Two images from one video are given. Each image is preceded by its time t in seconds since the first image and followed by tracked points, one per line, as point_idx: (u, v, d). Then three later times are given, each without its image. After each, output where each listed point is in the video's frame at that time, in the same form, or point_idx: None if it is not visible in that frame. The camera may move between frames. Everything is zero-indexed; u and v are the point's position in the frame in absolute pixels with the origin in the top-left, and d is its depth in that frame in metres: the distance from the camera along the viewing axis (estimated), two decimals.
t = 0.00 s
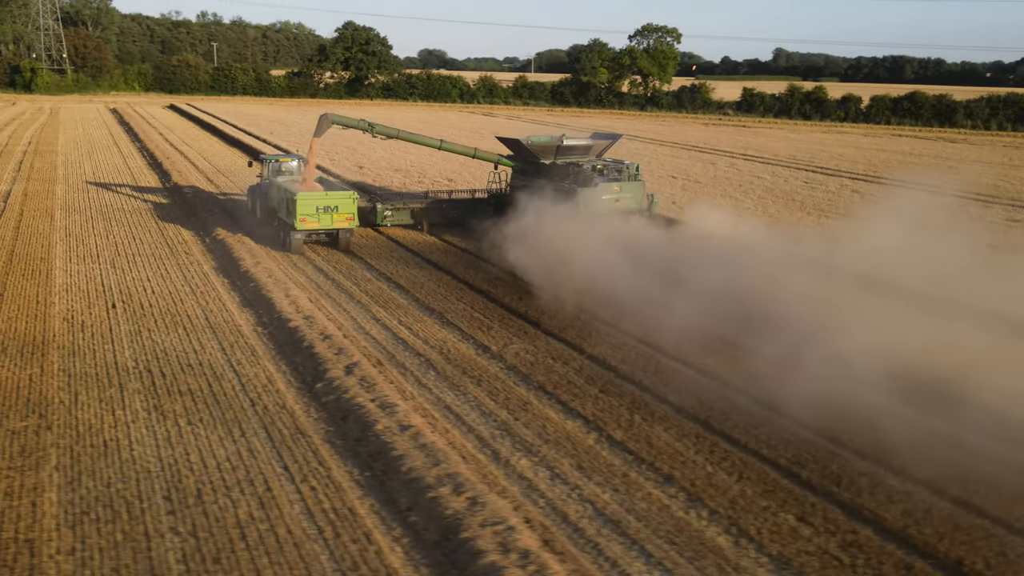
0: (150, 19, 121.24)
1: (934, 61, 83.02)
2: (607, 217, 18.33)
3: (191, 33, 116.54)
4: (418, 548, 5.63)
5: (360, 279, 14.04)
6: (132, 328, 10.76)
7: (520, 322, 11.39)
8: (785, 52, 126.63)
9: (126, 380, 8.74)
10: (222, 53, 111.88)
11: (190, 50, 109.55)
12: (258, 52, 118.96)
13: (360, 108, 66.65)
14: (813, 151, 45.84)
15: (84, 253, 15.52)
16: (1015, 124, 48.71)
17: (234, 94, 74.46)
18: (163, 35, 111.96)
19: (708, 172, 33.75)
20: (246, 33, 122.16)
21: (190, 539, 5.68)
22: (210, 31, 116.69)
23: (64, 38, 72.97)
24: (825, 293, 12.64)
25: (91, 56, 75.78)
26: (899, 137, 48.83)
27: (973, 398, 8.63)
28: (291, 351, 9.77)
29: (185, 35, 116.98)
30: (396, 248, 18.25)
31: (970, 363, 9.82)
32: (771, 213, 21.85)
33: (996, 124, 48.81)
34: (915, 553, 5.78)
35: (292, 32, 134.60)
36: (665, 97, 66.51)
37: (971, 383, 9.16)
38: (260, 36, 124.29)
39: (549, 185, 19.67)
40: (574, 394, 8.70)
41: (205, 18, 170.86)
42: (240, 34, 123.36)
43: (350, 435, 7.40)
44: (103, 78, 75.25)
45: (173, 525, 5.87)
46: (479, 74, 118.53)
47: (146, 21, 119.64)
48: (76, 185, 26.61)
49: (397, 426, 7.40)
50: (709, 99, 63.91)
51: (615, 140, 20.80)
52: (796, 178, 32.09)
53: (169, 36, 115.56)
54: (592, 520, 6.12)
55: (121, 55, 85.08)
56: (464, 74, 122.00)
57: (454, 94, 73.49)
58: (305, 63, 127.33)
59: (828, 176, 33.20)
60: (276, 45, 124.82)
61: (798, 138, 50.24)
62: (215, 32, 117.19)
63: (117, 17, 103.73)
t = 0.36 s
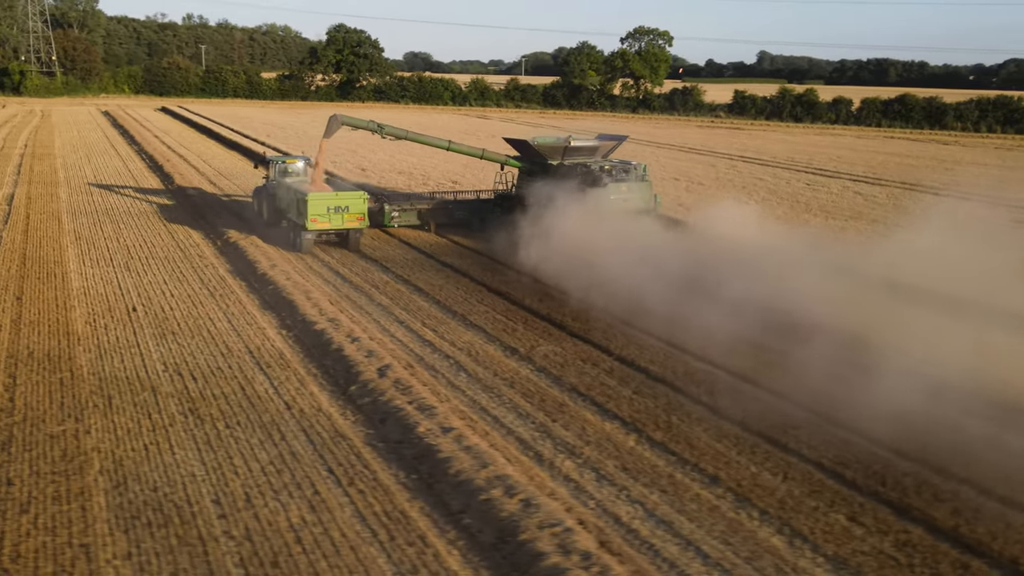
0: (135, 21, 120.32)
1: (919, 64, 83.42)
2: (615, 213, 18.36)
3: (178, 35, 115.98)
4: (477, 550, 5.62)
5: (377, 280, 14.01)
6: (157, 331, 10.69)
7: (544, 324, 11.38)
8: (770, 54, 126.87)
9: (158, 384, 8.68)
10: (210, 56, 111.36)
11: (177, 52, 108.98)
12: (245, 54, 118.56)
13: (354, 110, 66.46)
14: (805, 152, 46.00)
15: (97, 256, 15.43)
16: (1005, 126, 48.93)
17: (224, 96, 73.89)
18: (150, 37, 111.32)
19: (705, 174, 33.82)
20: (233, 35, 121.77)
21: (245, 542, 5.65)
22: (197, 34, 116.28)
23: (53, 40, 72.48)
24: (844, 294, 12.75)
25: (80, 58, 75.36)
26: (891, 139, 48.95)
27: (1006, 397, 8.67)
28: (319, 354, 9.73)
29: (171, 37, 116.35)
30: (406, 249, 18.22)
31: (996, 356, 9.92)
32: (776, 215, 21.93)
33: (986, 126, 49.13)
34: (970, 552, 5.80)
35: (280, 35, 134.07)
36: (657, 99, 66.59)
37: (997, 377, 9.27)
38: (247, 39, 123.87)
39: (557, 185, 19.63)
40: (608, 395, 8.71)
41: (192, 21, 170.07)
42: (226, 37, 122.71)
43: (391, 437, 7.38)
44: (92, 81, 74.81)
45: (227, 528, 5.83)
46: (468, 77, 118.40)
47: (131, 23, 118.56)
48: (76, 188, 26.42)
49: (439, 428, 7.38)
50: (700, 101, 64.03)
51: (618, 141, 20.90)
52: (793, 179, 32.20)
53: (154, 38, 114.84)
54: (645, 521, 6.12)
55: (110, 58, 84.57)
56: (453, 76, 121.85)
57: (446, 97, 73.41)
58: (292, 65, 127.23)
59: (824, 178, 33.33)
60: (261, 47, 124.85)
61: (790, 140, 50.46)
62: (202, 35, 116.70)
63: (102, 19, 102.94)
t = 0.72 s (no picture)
0: (123, 25, 119.63)
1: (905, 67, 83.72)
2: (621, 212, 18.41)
3: (165, 39, 115.70)
4: (533, 552, 5.59)
5: (394, 283, 13.99)
6: (181, 334, 10.63)
7: (568, 325, 11.39)
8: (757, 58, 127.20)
9: (190, 388, 8.63)
10: (198, 59, 110.87)
11: (164, 56, 108.47)
12: (233, 58, 118.13)
13: (349, 114, 66.28)
14: (798, 155, 46.10)
15: (111, 260, 15.34)
16: (996, 129, 49.10)
17: (216, 100, 74.07)
18: (137, 41, 111.00)
19: (703, 176, 33.83)
20: (220, 38, 121.74)
21: (300, 545, 5.62)
22: (185, 37, 115.94)
23: (43, 44, 72.12)
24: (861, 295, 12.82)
25: (71, 62, 75.46)
26: (884, 142, 49.06)
27: None
28: (348, 356, 9.69)
29: (159, 41, 116.02)
30: (416, 251, 18.18)
31: (1017, 355, 10.00)
32: (781, 216, 21.99)
33: (977, 129, 49.30)
34: None
35: (269, 39, 133.64)
36: (650, 102, 66.60)
37: None
38: (234, 43, 123.57)
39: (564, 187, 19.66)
40: (643, 397, 8.71)
41: (178, 24, 169.63)
42: (214, 40, 122.21)
43: (432, 439, 7.36)
44: (82, 84, 74.46)
45: (280, 532, 5.78)
46: (457, 80, 118.25)
47: (119, 27, 117.91)
48: (77, 191, 26.25)
49: (480, 430, 7.36)
50: (692, 105, 64.11)
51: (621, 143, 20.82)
52: (791, 181, 32.24)
53: (141, 42, 114.38)
54: (696, 521, 6.12)
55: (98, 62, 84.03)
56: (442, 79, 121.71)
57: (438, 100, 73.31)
58: (280, 69, 126.97)
59: (820, 180, 33.40)
60: (249, 51, 124.59)
61: (783, 143, 50.53)
62: (189, 39, 116.39)
63: (89, 22, 102.34)
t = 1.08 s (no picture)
0: (110, 29, 118.68)
1: (892, 72, 84.10)
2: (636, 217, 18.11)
3: (153, 43, 115.20)
4: (589, 553, 5.60)
5: (410, 285, 13.97)
6: (205, 337, 10.59)
7: (592, 327, 11.40)
8: (740, 63, 127.49)
9: (222, 392, 8.59)
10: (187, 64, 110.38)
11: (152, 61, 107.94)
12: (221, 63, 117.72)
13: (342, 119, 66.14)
14: (791, 159, 46.24)
15: (124, 264, 15.25)
16: (986, 133, 49.38)
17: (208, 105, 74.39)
18: (125, 46, 110.42)
19: (700, 179, 33.91)
20: (208, 43, 121.43)
21: (355, 549, 5.60)
22: (173, 42, 115.51)
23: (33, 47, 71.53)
24: (877, 290, 12.87)
25: (61, 66, 74.40)
26: (876, 146, 49.21)
27: None
28: (376, 360, 9.68)
29: (147, 46, 115.52)
30: (426, 254, 18.17)
31: None
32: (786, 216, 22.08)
33: (967, 133, 49.55)
34: None
35: (257, 44, 133.14)
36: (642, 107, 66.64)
37: None
38: (223, 47, 123.25)
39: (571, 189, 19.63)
40: (677, 399, 8.73)
41: (167, 28, 169.08)
42: (202, 46, 121.66)
43: (472, 442, 7.35)
44: (73, 88, 73.95)
45: (333, 535, 5.77)
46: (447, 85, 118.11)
47: (105, 31, 116.93)
48: (78, 195, 26.08)
49: (520, 432, 7.36)
50: (685, 109, 64.23)
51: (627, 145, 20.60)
52: (788, 184, 32.35)
53: (129, 47, 113.73)
54: (746, 522, 6.14)
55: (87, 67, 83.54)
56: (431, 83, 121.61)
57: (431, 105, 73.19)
58: (269, 73, 126.40)
59: (816, 183, 33.51)
60: (237, 55, 124.15)
61: (777, 146, 50.60)
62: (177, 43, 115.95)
63: (75, 26, 101.42)
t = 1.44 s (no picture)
0: (97, 35, 118.08)
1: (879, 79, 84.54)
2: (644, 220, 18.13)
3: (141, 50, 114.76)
4: (645, 558, 5.59)
5: (426, 290, 13.94)
6: (229, 344, 10.54)
7: (615, 332, 11.42)
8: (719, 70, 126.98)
9: (254, 398, 8.55)
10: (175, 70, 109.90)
11: (139, 67, 107.41)
12: (209, 69, 117.23)
13: (336, 126, 65.98)
14: (783, 164, 46.34)
15: (137, 270, 15.17)
16: (976, 139, 49.66)
17: (200, 111, 74.19)
18: (112, 52, 109.89)
19: (697, 183, 33.93)
20: (196, 49, 121.00)
21: (410, 555, 5.58)
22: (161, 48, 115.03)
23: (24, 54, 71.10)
24: (893, 295, 12.93)
25: (52, 72, 74.19)
26: (869, 152, 49.32)
27: None
28: (404, 365, 9.65)
29: (135, 52, 115.05)
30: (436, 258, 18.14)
31: None
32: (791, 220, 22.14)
33: (958, 139, 49.79)
34: None
35: (247, 51, 132.80)
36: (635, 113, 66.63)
37: None
38: (211, 54, 122.89)
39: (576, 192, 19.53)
40: (709, 404, 8.74)
41: (154, 34, 168.52)
42: (190, 52, 121.30)
43: (512, 447, 7.34)
44: (64, 94, 73.50)
45: (386, 541, 5.75)
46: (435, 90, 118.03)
47: (93, 37, 116.30)
48: (78, 202, 25.90)
49: (561, 437, 7.34)
50: (677, 115, 64.34)
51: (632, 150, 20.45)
52: (784, 189, 32.45)
53: (117, 53, 113.20)
54: (795, 526, 6.15)
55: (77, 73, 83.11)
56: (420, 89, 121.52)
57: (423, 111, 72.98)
58: (259, 80, 126.18)
59: (811, 188, 33.61)
60: (225, 62, 123.84)
61: (770, 152, 50.70)
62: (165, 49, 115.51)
63: (63, 32, 100.87)
